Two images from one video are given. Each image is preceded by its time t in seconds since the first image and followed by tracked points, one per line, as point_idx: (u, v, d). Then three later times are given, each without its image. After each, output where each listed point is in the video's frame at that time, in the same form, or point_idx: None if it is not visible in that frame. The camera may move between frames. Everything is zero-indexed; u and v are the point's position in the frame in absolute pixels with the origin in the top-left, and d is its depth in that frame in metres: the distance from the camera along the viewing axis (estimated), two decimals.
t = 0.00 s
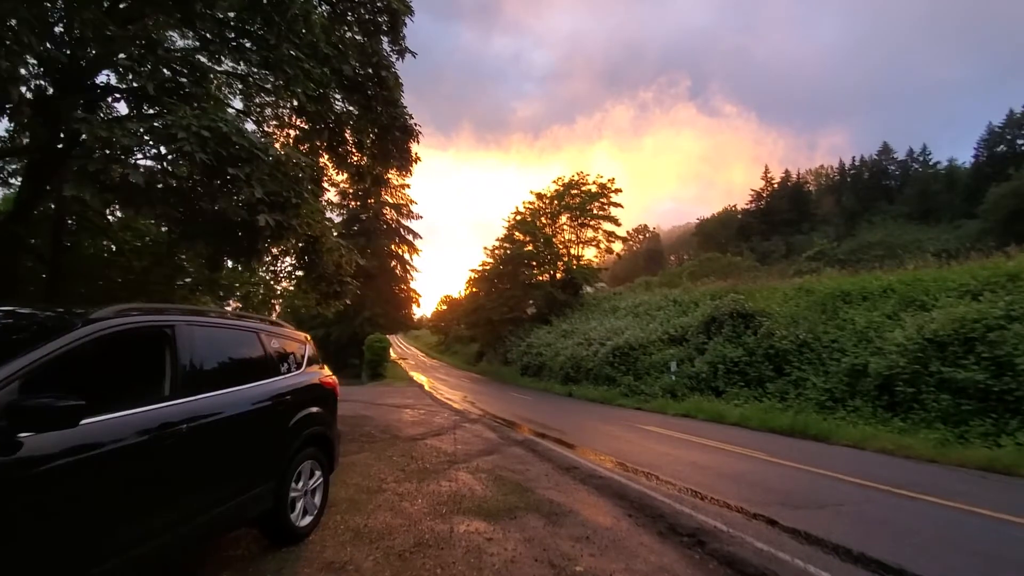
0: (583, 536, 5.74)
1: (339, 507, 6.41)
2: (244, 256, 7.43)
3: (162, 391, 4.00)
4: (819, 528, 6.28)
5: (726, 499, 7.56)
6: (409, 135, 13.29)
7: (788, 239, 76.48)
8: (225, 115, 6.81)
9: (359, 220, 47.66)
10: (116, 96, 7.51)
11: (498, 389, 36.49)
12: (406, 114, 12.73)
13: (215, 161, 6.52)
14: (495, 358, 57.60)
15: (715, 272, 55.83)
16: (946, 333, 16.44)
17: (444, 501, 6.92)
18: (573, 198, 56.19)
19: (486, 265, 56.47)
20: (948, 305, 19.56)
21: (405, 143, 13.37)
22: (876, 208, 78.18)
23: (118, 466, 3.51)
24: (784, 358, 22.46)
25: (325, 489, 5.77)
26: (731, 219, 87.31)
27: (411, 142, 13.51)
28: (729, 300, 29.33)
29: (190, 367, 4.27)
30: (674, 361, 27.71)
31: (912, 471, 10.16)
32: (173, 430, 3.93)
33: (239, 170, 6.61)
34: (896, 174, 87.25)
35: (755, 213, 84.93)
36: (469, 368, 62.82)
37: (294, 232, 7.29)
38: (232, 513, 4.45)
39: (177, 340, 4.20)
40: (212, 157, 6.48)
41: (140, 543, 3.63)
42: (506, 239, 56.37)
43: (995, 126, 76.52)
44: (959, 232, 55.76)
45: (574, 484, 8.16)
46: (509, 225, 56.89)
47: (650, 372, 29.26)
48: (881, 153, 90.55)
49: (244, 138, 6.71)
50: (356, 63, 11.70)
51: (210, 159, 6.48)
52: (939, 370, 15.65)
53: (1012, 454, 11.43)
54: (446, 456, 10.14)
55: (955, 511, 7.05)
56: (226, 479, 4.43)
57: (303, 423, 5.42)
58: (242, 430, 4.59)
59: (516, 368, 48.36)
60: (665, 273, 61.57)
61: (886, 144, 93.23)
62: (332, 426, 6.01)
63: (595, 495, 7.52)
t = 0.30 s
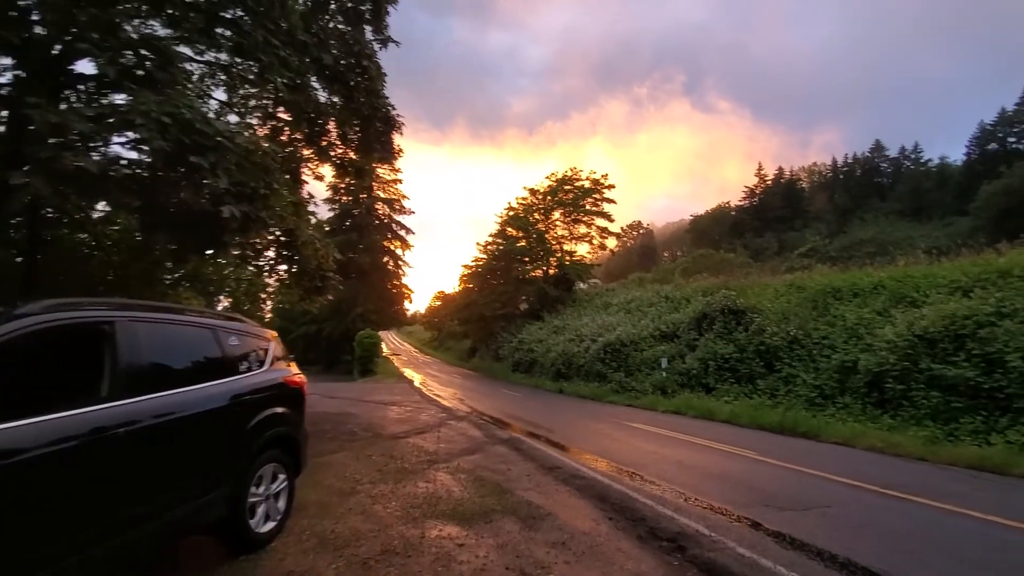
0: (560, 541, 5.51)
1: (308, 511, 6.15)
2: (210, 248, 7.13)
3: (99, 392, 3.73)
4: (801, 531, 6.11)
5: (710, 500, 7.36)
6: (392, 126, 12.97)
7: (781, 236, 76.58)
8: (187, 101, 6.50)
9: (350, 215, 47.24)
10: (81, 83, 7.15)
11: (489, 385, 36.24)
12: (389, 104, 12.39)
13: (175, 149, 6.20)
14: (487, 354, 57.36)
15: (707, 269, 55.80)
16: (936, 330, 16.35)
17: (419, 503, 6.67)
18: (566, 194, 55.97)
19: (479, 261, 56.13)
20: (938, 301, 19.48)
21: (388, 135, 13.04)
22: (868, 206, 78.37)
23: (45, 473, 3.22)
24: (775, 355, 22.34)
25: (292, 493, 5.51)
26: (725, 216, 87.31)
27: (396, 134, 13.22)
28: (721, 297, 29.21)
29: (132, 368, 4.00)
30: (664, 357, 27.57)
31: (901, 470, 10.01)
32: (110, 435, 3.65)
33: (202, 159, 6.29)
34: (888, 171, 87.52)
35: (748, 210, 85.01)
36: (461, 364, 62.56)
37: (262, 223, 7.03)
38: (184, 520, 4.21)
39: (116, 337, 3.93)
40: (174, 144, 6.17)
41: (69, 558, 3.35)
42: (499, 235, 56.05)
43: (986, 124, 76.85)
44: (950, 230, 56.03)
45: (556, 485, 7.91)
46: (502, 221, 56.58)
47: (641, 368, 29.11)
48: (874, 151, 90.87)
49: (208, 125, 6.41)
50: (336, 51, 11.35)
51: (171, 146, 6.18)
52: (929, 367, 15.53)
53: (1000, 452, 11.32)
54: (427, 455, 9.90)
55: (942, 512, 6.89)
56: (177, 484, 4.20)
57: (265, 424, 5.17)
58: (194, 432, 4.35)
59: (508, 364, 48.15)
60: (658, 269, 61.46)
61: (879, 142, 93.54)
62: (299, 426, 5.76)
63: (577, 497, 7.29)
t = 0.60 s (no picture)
0: (538, 540, 5.37)
1: (281, 512, 6.00)
2: (182, 246, 6.87)
3: (43, 395, 3.55)
4: (783, 525, 6.03)
5: (694, 494, 7.26)
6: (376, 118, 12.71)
7: (774, 228, 76.60)
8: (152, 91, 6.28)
9: (343, 211, 46.97)
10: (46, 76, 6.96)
11: (483, 380, 36.13)
12: (371, 96, 12.12)
13: (138, 141, 6.00)
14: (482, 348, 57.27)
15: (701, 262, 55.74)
16: (927, 320, 16.30)
17: (397, 502, 6.52)
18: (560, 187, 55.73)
19: (472, 255, 55.90)
20: (930, 291, 19.42)
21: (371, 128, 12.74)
22: (861, 197, 78.42)
23: None
24: (767, 347, 22.28)
25: (262, 494, 5.36)
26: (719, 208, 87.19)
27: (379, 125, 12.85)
28: (713, 289, 29.11)
29: (79, 369, 3.82)
30: (657, 350, 27.51)
31: (890, 461, 9.93)
32: (56, 438, 3.48)
33: (168, 151, 6.07)
34: (882, 162, 87.55)
35: (742, 202, 84.98)
36: (456, 359, 62.42)
37: (233, 218, 6.80)
38: (144, 524, 4.08)
39: (61, 337, 3.75)
40: (137, 136, 5.96)
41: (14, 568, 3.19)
42: (492, 229, 55.79)
43: (979, 115, 76.90)
44: (943, 220, 56.12)
45: (540, 481, 7.80)
46: (495, 215, 56.32)
47: (634, 361, 29.04)
48: (867, 142, 90.84)
49: (177, 117, 6.21)
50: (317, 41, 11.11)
51: (134, 138, 5.97)
52: (919, 358, 15.49)
53: (989, 442, 11.27)
54: (412, 452, 9.76)
55: (929, 504, 6.81)
56: (136, 487, 4.06)
57: (232, 423, 5.01)
58: (153, 434, 4.20)
59: (502, 359, 48.07)
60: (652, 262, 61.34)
61: (872, 133, 93.52)
62: (270, 426, 5.60)
63: (560, 493, 7.17)
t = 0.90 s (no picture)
0: (507, 544, 5.26)
1: (248, 514, 5.89)
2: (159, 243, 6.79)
3: None
4: (757, 528, 5.93)
5: (672, 496, 7.17)
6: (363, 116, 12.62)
7: (774, 231, 76.48)
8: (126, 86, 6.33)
9: (342, 210, 46.92)
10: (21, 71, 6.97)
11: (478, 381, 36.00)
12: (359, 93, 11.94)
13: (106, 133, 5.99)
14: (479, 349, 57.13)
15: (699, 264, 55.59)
16: (920, 323, 16.18)
17: (369, 504, 6.40)
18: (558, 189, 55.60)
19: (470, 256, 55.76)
20: (923, 294, 19.29)
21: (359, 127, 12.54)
22: (861, 201, 78.31)
23: None
24: (761, 349, 22.17)
25: (225, 496, 5.32)
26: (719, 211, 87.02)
27: (366, 123, 12.68)
28: (709, 291, 28.98)
29: (25, 366, 3.77)
30: (652, 352, 27.37)
31: (876, 466, 9.81)
32: None
33: (135, 144, 6.07)
34: (882, 165, 87.43)
35: (741, 205, 84.91)
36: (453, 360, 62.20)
37: (207, 214, 6.65)
38: (95, 524, 4.04)
39: (4, 334, 3.70)
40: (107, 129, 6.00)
41: None
42: (490, 230, 55.73)
43: (979, 119, 76.81)
44: (942, 224, 55.99)
45: (518, 483, 7.68)
46: (493, 215, 56.20)
47: (629, 363, 28.91)
48: (867, 145, 90.71)
49: (147, 110, 6.16)
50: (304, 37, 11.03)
51: (102, 131, 6.01)
52: (912, 362, 15.37)
53: (979, 447, 11.14)
54: (394, 453, 9.64)
55: (907, 509, 6.72)
56: (86, 487, 4.02)
57: (194, 423, 4.96)
58: (105, 432, 4.15)
59: (498, 360, 47.96)
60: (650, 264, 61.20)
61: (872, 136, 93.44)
62: (235, 425, 5.51)
63: (537, 496, 7.04)
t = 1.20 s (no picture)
0: (479, 549, 5.15)
1: (219, 518, 5.79)
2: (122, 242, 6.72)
3: None
4: (736, 531, 5.81)
5: (656, 497, 7.04)
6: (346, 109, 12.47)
7: (772, 225, 76.25)
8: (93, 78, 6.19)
9: (338, 204, 46.66)
10: None
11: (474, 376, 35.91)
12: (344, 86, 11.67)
13: (71, 128, 5.92)
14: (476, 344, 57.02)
15: (697, 258, 55.41)
16: (913, 319, 16.05)
17: (343, 506, 6.29)
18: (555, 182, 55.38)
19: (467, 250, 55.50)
20: (918, 289, 19.16)
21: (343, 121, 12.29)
22: (860, 194, 78.06)
23: None
24: (755, 345, 22.07)
25: (190, 500, 5.22)
26: (718, 205, 86.69)
27: (350, 116, 12.51)
28: (704, 286, 28.84)
29: None
30: (646, 347, 27.25)
31: (865, 464, 9.71)
32: None
33: (100, 140, 5.96)
34: (881, 159, 87.12)
35: (740, 199, 84.68)
36: (450, 354, 62.13)
37: (177, 210, 6.58)
38: (50, 531, 3.95)
39: None
40: (71, 125, 5.90)
41: None
42: (487, 224, 55.45)
43: (978, 112, 76.48)
44: (940, 218, 55.85)
45: (499, 484, 7.55)
46: (490, 209, 55.91)
47: (624, 358, 28.81)
48: (866, 139, 90.42)
49: (113, 105, 6.02)
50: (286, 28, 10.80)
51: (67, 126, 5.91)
52: (904, 357, 15.27)
53: (969, 444, 11.05)
54: (376, 452, 9.50)
55: (894, 511, 6.62)
56: (41, 493, 3.93)
57: (156, 426, 4.87)
58: (61, 436, 4.04)
59: (495, 354, 47.86)
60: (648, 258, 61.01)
61: (871, 129, 93.23)
62: (201, 428, 5.44)
63: (517, 498, 6.91)
